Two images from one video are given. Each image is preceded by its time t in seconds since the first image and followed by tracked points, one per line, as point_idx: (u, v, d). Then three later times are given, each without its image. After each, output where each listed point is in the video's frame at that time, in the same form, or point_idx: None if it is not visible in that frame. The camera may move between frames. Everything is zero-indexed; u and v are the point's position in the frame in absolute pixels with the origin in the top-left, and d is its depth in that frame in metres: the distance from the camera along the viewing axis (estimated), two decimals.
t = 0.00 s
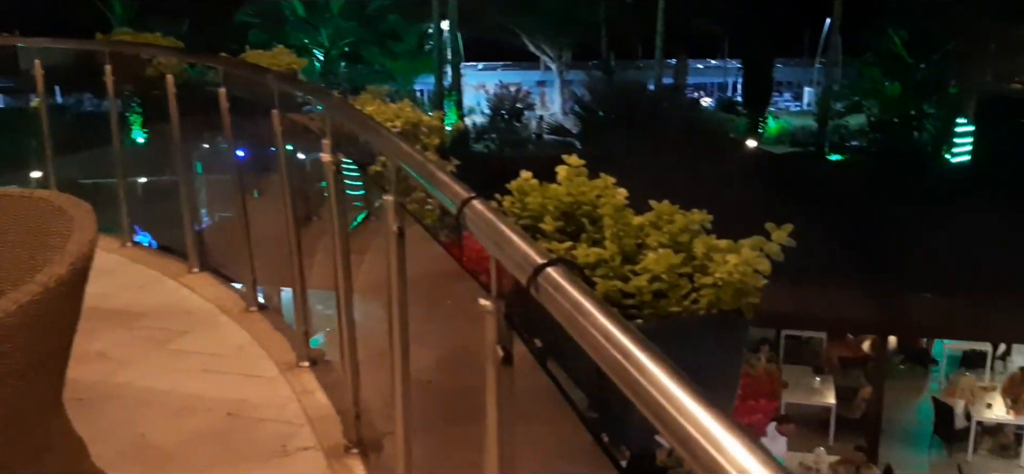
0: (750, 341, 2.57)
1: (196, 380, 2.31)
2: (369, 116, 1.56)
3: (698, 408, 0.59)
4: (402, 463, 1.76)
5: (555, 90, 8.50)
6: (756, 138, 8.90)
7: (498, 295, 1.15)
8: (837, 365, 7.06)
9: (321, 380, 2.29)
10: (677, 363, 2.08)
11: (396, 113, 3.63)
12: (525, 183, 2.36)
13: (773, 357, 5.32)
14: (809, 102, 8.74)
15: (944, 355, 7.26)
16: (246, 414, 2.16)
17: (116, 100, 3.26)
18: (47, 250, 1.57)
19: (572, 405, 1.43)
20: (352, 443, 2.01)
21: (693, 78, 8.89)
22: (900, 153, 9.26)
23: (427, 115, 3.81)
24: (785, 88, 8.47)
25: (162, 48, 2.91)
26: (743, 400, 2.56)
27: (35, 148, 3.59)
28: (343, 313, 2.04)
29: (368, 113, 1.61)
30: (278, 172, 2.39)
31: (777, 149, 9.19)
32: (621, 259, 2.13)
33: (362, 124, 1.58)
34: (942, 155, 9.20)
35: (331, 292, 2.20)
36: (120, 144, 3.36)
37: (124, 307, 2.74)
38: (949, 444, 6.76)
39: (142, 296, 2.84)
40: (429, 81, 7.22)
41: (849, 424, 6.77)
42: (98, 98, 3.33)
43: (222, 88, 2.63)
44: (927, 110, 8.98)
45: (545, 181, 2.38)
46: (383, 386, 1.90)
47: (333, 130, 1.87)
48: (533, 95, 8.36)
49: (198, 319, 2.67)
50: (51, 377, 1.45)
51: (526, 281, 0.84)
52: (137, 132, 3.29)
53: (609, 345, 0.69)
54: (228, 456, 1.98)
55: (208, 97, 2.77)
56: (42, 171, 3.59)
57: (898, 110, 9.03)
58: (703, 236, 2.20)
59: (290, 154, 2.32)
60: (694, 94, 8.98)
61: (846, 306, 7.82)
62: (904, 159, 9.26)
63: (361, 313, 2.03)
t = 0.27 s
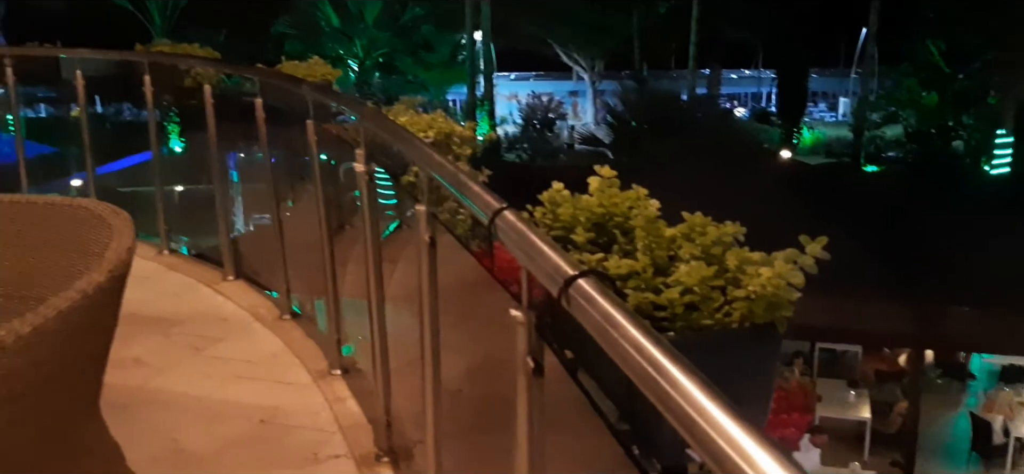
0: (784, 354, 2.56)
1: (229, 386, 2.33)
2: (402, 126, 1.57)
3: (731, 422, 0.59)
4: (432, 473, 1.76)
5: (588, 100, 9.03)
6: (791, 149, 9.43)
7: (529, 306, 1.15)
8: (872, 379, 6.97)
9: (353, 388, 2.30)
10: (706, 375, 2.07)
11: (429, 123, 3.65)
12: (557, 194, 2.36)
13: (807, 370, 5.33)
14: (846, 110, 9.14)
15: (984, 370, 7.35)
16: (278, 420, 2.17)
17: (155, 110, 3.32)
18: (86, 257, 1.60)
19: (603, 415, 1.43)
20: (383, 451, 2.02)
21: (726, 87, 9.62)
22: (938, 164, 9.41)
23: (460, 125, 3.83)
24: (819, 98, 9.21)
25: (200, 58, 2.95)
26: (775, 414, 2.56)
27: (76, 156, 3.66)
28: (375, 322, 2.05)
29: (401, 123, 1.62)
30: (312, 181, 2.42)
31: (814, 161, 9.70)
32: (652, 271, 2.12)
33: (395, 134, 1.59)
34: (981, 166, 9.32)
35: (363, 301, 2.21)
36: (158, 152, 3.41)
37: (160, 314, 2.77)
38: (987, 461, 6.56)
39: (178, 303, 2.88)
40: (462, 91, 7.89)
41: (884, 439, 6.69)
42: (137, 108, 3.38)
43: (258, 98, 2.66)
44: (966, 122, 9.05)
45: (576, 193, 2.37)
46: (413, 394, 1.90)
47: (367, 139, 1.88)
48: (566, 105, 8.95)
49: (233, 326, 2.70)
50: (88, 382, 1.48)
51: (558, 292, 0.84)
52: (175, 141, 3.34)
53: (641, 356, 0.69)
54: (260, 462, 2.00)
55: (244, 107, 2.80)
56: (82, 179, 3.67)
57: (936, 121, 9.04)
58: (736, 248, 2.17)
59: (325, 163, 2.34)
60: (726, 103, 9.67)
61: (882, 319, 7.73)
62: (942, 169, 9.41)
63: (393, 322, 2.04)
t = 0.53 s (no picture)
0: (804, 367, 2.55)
1: (249, 395, 2.34)
2: (421, 137, 1.57)
3: (750, 436, 0.59)
4: None
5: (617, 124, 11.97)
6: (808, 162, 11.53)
7: (547, 317, 1.15)
8: (894, 392, 6.93)
9: (372, 397, 2.30)
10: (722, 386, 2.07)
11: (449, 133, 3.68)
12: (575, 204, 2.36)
13: (827, 381, 5.36)
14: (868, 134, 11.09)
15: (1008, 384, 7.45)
16: (297, 429, 2.18)
17: (178, 119, 3.35)
18: (109, 267, 1.62)
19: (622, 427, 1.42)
20: (401, 461, 2.01)
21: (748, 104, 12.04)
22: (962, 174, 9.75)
23: (479, 135, 3.85)
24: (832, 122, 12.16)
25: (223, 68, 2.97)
26: (796, 427, 2.58)
27: (101, 165, 3.71)
28: (393, 331, 2.06)
29: (420, 133, 1.62)
30: (332, 190, 2.43)
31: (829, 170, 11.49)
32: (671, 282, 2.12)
33: (414, 143, 1.59)
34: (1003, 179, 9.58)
35: (382, 310, 2.22)
36: (181, 162, 3.44)
37: (181, 322, 2.79)
38: None
39: (199, 311, 2.90)
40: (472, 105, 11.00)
41: (906, 453, 6.65)
42: (160, 117, 3.42)
43: (280, 108, 2.67)
44: (989, 134, 9.41)
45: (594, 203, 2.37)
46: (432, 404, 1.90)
47: (387, 150, 1.89)
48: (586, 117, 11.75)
49: (253, 335, 2.71)
50: (110, 390, 1.49)
51: (577, 304, 0.83)
52: (198, 150, 3.37)
53: (661, 369, 0.69)
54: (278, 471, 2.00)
55: (266, 117, 2.82)
56: (105, 188, 3.73)
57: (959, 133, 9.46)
58: (756, 261, 2.16)
59: (345, 173, 2.35)
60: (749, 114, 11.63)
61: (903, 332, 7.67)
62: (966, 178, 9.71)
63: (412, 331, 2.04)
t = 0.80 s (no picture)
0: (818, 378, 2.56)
1: (262, 402, 2.35)
2: (434, 145, 1.57)
3: (760, 445, 0.59)
4: None
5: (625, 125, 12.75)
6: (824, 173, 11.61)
7: (559, 326, 1.15)
8: (909, 404, 6.90)
9: (384, 405, 2.30)
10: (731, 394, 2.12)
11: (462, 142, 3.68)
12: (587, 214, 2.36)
13: (840, 392, 5.34)
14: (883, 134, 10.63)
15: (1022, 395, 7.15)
16: (309, 437, 2.18)
17: (193, 127, 3.37)
18: (125, 273, 1.64)
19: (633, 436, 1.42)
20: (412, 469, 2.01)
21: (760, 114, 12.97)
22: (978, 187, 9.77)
23: (492, 144, 3.85)
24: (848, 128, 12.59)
25: (238, 78, 2.99)
26: (808, 439, 2.59)
27: (115, 172, 3.71)
28: (405, 340, 2.07)
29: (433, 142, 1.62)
30: (345, 197, 2.43)
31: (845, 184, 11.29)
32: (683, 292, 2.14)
33: (426, 152, 1.59)
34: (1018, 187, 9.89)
35: (395, 318, 2.22)
36: (195, 170, 3.45)
37: (194, 330, 2.80)
38: None
39: (212, 319, 2.90)
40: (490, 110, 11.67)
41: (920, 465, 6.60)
42: (175, 125, 3.44)
43: (294, 117, 2.68)
44: (1004, 144, 9.31)
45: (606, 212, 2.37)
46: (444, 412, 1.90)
47: (400, 158, 1.89)
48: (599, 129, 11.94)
49: (266, 342, 2.72)
50: (123, 397, 1.50)
51: (588, 313, 0.83)
52: (212, 159, 3.38)
53: (673, 378, 0.68)
54: None
55: (280, 125, 2.83)
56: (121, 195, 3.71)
57: (973, 143, 9.37)
58: (769, 270, 2.16)
59: (359, 182, 2.36)
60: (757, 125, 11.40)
61: (917, 345, 7.63)
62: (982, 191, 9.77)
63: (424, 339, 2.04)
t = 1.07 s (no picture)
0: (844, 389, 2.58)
1: (286, 407, 2.36)
2: (458, 152, 1.57)
3: (786, 455, 0.58)
4: None
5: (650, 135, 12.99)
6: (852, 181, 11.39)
7: (583, 333, 1.14)
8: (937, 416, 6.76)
9: (406, 411, 2.30)
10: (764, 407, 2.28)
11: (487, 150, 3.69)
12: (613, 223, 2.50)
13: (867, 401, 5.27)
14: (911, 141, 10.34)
15: None
16: (333, 442, 2.18)
17: (220, 133, 3.40)
18: (154, 279, 1.65)
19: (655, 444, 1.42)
20: None
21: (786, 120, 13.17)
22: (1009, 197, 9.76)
23: (516, 152, 3.85)
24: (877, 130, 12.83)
25: (265, 85, 3.01)
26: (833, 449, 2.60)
27: (145, 179, 3.76)
28: (428, 346, 2.07)
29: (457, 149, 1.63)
30: (370, 204, 2.44)
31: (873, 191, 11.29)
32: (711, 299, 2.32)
33: (450, 159, 1.60)
34: None
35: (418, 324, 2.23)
36: (223, 176, 3.49)
37: (221, 335, 2.82)
38: None
39: (238, 323, 2.92)
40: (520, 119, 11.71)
41: None
42: (203, 132, 3.47)
43: (321, 124, 2.70)
44: None
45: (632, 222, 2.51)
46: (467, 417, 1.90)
47: (424, 165, 1.90)
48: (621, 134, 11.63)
49: (290, 347, 2.73)
50: (146, 401, 1.50)
51: (612, 321, 0.83)
52: (239, 165, 3.42)
53: (698, 388, 0.68)
54: None
55: (307, 132, 2.85)
56: (150, 202, 3.78)
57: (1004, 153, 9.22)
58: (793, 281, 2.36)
59: (384, 189, 2.36)
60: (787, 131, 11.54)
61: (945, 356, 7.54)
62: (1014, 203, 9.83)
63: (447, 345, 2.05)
